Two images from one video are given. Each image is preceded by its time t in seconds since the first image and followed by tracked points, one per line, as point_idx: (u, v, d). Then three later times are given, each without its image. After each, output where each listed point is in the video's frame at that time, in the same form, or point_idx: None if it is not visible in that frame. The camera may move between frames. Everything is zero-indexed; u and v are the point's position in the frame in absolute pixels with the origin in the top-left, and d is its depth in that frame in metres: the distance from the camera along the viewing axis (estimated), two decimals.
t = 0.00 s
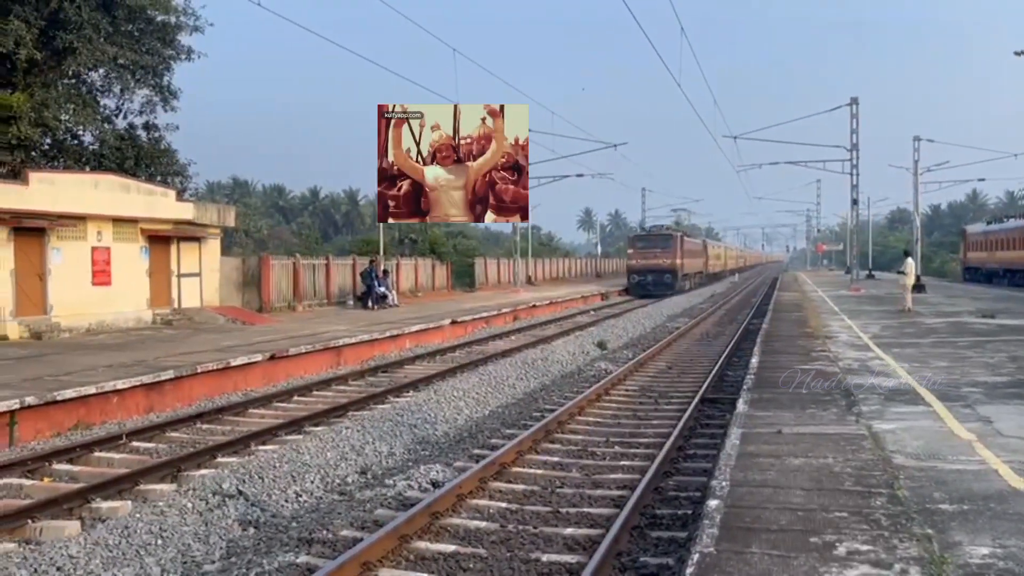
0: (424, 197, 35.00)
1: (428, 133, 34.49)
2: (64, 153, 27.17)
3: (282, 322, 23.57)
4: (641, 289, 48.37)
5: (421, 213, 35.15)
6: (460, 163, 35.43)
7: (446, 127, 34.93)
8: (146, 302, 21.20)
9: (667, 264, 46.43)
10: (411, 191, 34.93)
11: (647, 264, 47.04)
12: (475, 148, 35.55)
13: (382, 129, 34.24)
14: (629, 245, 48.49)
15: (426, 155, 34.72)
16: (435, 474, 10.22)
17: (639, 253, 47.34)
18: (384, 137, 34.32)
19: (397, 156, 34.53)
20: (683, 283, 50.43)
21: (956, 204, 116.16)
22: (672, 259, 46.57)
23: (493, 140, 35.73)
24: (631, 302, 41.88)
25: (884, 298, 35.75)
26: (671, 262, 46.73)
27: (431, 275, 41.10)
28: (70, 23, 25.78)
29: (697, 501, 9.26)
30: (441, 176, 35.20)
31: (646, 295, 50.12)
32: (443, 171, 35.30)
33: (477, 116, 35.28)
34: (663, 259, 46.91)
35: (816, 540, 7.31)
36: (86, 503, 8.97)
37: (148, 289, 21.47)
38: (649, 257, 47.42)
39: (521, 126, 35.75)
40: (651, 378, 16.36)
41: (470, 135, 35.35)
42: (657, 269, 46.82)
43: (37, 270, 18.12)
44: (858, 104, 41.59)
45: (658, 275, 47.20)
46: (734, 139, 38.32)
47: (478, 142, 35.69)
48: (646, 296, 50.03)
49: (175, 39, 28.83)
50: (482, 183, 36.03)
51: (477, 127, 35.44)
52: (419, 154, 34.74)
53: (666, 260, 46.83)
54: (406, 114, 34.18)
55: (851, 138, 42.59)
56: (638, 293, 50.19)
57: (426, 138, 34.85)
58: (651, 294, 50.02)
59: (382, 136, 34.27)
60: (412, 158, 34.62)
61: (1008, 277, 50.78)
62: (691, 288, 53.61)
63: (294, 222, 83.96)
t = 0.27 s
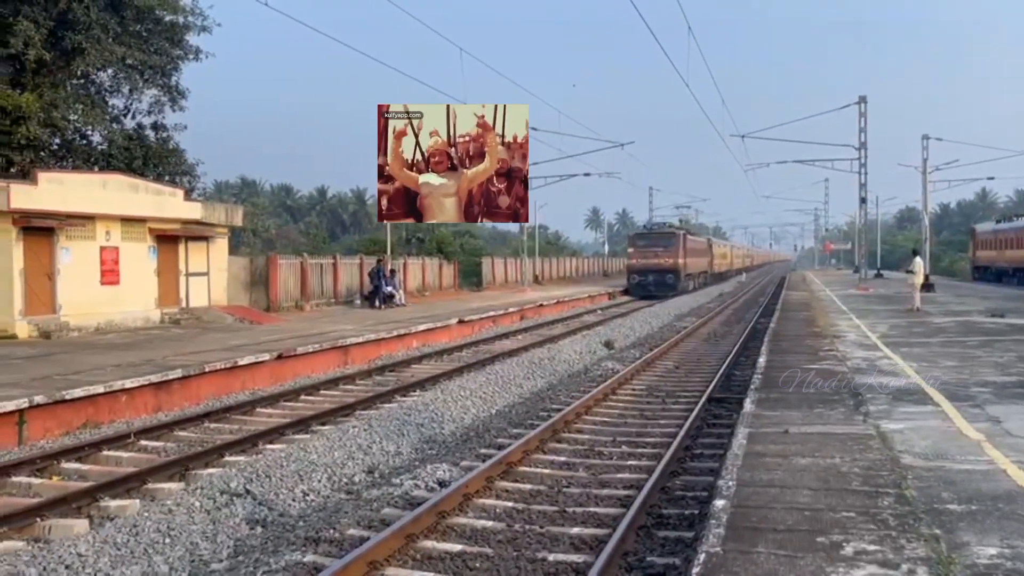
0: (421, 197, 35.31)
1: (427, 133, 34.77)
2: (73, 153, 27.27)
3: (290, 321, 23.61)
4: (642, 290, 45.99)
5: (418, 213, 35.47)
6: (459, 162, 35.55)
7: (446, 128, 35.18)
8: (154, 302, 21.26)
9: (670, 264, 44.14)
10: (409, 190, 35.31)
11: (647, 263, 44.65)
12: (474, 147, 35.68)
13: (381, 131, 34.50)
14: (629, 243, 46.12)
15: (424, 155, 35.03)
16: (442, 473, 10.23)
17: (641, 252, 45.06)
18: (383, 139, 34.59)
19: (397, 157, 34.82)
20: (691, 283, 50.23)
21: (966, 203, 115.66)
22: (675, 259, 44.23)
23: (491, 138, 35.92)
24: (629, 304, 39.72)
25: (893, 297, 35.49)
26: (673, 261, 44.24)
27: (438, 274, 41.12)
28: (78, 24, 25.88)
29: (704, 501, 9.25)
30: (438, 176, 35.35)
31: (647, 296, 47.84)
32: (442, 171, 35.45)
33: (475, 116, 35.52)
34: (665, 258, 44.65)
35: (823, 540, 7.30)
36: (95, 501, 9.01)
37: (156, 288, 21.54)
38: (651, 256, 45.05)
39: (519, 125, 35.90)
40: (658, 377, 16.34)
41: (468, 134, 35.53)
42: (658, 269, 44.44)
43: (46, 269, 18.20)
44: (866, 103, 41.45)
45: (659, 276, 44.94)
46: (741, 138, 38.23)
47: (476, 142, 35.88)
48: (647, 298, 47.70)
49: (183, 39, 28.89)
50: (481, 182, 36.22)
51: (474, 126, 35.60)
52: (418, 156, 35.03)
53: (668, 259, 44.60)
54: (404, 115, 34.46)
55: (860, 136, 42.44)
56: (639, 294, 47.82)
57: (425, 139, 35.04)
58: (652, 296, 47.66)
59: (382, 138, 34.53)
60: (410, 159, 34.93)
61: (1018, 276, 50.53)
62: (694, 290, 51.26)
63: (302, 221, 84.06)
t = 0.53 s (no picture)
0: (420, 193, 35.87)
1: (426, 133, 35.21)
2: (84, 153, 27.43)
3: (299, 321, 23.68)
4: (644, 292, 43.22)
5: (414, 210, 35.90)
6: (458, 160, 36.01)
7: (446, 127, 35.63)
8: (165, 301, 21.36)
9: (672, 265, 41.44)
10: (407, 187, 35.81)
11: (648, 265, 41.91)
12: (473, 146, 36.17)
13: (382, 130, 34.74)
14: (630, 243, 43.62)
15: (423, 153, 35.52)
16: (450, 473, 10.26)
17: (642, 252, 42.33)
18: (384, 137, 34.92)
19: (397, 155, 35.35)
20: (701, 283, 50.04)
21: (978, 202, 115.03)
22: (678, 259, 41.52)
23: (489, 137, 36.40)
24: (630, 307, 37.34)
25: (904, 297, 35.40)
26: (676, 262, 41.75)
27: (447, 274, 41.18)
28: (90, 25, 26.05)
29: (712, 501, 9.26)
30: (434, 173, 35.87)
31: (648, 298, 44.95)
32: (438, 167, 35.97)
33: (475, 115, 35.98)
34: (668, 258, 41.93)
35: (829, 540, 7.30)
36: (106, 499, 9.08)
37: (167, 288, 21.64)
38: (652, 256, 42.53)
39: (518, 124, 36.41)
40: (666, 377, 16.36)
41: (468, 133, 36.02)
42: (660, 270, 41.73)
43: (58, 268, 18.33)
44: (877, 102, 41.30)
45: (662, 276, 42.18)
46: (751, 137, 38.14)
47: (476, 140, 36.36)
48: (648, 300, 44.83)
49: (194, 40, 29.03)
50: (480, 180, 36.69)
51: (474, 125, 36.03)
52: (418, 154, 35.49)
53: (671, 259, 41.89)
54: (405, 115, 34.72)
55: (870, 136, 42.28)
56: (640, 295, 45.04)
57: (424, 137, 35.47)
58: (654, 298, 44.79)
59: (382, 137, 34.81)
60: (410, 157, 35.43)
61: None
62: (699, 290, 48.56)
63: (311, 221, 84.21)
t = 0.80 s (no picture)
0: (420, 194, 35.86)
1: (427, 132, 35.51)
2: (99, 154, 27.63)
3: (311, 320, 23.80)
4: (648, 294, 40.88)
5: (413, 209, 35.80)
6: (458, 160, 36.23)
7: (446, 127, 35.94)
8: (177, 301, 21.51)
9: (677, 265, 39.16)
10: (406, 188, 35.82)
11: (651, 265, 39.61)
12: (473, 146, 36.38)
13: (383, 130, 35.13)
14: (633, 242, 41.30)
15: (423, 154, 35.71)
16: (458, 472, 10.32)
17: (645, 252, 39.99)
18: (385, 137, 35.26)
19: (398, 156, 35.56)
20: (714, 282, 49.88)
21: (994, 202, 114.16)
22: (684, 259, 39.22)
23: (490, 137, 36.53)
24: (632, 310, 35.25)
25: (917, 297, 35.25)
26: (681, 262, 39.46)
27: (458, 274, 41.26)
28: (104, 27, 26.25)
29: (718, 501, 9.28)
30: (434, 172, 35.87)
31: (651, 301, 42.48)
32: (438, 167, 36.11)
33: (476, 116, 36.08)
34: (672, 258, 39.73)
35: (833, 541, 7.31)
36: (116, 498, 9.20)
37: (179, 288, 21.80)
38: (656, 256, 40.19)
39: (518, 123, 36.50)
40: (676, 377, 16.38)
41: (469, 133, 36.22)
42: (665, 270, 39.41)
43: (72, 268, 18.52)
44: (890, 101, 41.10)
45: (666, 277, 39.90)
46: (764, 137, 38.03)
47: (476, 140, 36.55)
48: (651, 303, 42.34)
49: (207, 41, 29.17)
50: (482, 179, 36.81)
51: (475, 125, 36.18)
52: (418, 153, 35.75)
53: (675, 260, 39.62)
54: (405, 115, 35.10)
55: (884, 135, 42.09)
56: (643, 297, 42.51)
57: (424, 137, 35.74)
58: (658, 300, 42.27)
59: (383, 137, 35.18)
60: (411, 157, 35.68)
61: None
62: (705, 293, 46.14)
63: (324, 221, 84.43)
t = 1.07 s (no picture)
0: (419, 196, 35.95)
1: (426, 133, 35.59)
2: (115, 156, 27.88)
3: (324, 321, 23.93)
4: (652, 297, 38.83)
5: (411, 214, 36.06)
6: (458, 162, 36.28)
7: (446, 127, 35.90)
8: (192, 301, 21.68)
9: (683, 267, 37.21)
10: (405, 190, 35.98)
11: (655, 267, 37.61)
12: (473, 146, 36.49)
13: (383, 131, 35.29)
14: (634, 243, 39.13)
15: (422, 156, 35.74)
16: (466, 472, 10.37)
17: (648, 253, 37.99)
18: (385, 138, 35.41)
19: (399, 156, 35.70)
20: (728, 283, 49.70)
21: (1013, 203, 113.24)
22: (689, 260, 37.23)
23: (491, 137, 36.60)
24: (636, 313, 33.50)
25: (932, 299, 35.11)
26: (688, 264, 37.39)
27: (471, 275, 41.35)
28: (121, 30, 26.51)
29: (726, 503, 9.29)
30: (433, 176, 35.97)
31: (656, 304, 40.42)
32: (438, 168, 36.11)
33: (476, 117, 36.12)
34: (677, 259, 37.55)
35: (837, 543, 7.31)
36: (128, 496, 9.30)
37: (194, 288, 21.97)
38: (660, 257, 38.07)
39: (519, 123, 36.59)
40: (687, 378, 16.38)
41: (469, 133, 36.31)
42: (670, 272, 37.43)
43: (87, 268, 18.73)
44: (906, 101, 40.88)
45: (670, 279, 37.89)
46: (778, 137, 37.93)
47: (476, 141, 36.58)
48: (656, 305, 40.28)
49: (222, 43, 29.42)
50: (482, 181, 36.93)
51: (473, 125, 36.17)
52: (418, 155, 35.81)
53: (681, 261, 37.60)
54: (406, 115, 35.17)
55: (900, 135, 41.87)
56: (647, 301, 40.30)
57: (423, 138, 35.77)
58: (663, 303, 40.23)
59: (384, 138, 35.35)
60: (411, 157, 35.75)
61: None
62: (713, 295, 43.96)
63: (339, 222, 84.79)
